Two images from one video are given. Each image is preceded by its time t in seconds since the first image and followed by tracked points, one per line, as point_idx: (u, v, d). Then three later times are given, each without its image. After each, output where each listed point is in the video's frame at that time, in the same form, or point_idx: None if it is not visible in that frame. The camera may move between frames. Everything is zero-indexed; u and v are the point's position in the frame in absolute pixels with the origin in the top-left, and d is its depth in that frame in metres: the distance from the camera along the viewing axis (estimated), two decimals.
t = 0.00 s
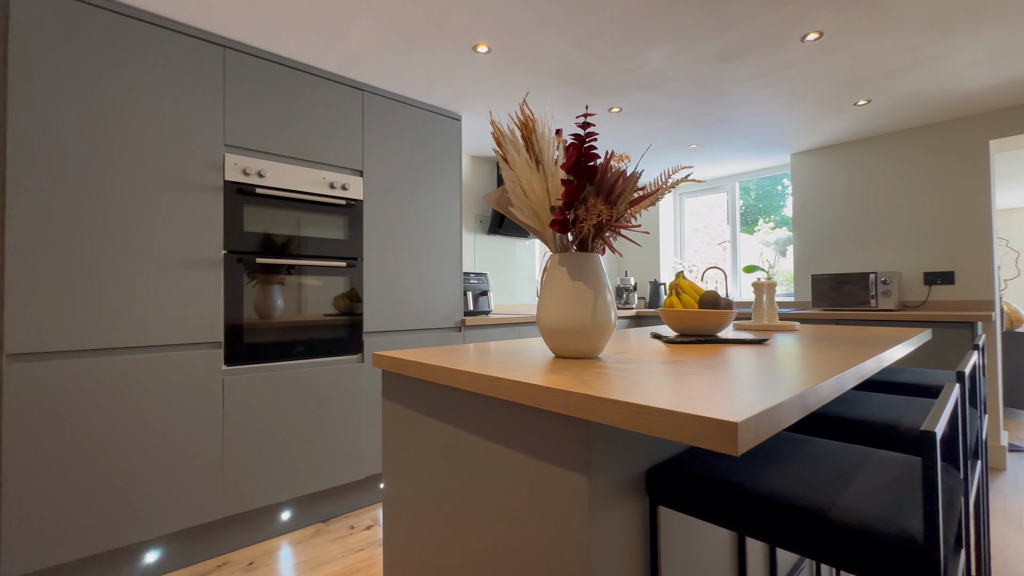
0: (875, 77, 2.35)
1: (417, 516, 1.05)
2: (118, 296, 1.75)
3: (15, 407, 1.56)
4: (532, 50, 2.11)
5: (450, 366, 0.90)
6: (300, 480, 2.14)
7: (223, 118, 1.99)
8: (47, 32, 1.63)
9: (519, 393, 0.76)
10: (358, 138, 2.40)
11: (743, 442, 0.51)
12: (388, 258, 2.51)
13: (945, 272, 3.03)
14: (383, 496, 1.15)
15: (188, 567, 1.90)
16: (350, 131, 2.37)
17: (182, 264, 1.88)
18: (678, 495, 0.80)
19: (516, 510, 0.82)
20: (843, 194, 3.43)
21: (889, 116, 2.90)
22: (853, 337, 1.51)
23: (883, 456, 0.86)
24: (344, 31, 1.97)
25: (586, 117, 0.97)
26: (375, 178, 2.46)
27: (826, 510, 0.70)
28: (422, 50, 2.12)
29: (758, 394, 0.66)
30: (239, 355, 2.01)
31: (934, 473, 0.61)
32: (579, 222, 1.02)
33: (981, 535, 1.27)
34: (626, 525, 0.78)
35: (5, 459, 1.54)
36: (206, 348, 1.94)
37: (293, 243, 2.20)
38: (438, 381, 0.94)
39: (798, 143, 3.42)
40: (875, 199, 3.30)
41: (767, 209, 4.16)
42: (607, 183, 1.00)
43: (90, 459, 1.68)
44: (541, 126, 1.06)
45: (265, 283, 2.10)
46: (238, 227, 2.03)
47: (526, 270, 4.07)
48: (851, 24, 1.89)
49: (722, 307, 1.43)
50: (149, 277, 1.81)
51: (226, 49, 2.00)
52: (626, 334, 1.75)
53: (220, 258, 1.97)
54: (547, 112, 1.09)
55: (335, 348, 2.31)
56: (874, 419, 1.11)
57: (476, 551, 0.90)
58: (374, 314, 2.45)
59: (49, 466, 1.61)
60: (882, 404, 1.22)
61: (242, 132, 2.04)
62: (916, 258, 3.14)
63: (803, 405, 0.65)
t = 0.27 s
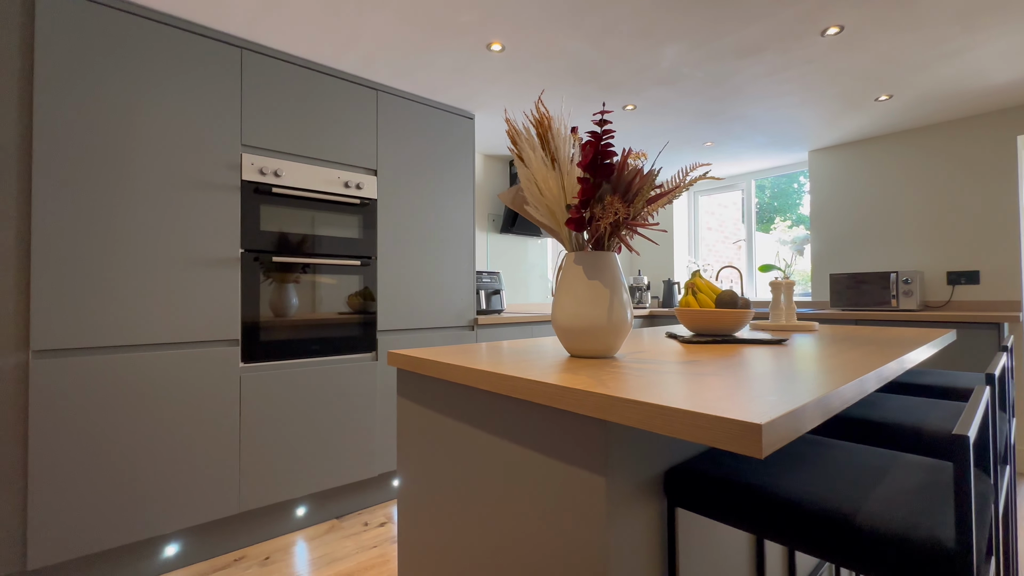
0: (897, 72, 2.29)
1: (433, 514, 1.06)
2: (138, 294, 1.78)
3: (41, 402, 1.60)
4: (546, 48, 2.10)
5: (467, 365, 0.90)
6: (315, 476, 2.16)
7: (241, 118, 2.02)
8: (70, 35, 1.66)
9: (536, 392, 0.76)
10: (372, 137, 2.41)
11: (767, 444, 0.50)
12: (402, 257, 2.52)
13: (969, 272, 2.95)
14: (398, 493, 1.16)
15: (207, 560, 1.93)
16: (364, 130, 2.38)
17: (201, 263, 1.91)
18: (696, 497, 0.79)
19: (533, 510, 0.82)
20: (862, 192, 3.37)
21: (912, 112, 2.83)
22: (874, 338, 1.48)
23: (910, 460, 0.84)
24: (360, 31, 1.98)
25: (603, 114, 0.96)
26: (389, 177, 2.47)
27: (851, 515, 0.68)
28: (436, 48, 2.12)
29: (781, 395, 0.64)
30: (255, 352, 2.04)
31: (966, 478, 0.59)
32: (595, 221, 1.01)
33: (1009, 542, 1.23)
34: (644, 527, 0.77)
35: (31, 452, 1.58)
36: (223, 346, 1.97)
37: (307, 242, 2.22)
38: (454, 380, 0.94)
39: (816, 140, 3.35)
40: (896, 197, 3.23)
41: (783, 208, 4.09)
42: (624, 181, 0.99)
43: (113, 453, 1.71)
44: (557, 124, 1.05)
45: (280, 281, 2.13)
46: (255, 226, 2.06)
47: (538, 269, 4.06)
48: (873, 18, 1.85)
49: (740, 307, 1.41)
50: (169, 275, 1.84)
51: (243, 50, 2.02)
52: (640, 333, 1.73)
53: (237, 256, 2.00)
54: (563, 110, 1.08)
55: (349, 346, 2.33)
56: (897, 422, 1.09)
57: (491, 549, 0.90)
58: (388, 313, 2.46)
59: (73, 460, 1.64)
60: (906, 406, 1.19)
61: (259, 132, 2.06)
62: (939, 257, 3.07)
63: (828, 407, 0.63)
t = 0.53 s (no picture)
0: (917, 67, 2.25)
1: (445, 513, 1.06)
2: (155, 292, 1.81)
3: (62, 398, 1.63)
4: (558, 46, 2.09)
5: (481, 365, 0.90)
6: (327, 474, 2.18)
7: (255, 119, 2.04)
8: (89, 36, 1.69)
9: (551, 392, 0.75)
10: (384, 136, 2.42)
11: (789, 446, 0.49)
12: (413, 256, 2.53)
13: (991, 272, 2.88)
14: (410, 491, 1.16)
15: (221, 555, 1.96)
16: (376, 130, 2.39)
17: (216, 262, 1.94)
18: (713, 499, 0.78)
19: (547, 511, 0.81)
20: (879, 190, 3.31)
21: (932, 108, 2.77)
22: (893, 339, 1.46)
23: (933, 464, 0.82)
24: (372, 30, 1.99)
25: (617, 112, 0.95)
26: (400, 176, 2.48)
27: (873, 518, 0.67)
28: (448, 47, 2.12)
29: (800, 396, 0.63)
30: (268, 350, 2.06)
31: (996, 483, 0.58)
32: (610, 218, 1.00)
33: None
34: (659, 530, 0.77)
35: (51, 447, 1.61)
36: (238, 344, 1.99)
37: (320, 241, 2.24)
38: (468, 379, 0.94)
39: (832, 138, 3.30)
40: (915, 195, 3.17)
41: (797, 206, 4.03)
42: (638, 179, 0.99)
43: (130, 449, 1.74)
44: (570, 123, 1.04)
45: (293, 280, 2.15)
46: (269, 225, 2.08)
47: (549, 268, 4.06)
48: (892, 12, 1.81)
49: (755, 306, 1.39)
50: (185, 274, 1.87)
51: (258, 51, 2.05)
52: (652, 333, 1.72)
53: (251, 255, 2.02)
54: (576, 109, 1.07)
55: (360, 344, 2.34)
56: (919, 426, 1.07)
57: (505, 548, 0.90)
58: (400, 312, 2.47)
59: (92, 454, 1.67)
60: (926, 409, 1.17)
61: (273, 132, 2.08)
62: (959, 256, 3.00)
63: (850, 408, 0.62)
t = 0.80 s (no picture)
0: (934, 63, 2.21)
1: (456, 512, 1.06)
2: (169, 291, 1.83)
3: (79, 394, 1.66)
4: (568, 44, 2.08)
5: (492, 364, 0.90)
6: (337, 472, 2.19)
7: (267, 119, 2.06)
8: (105, 38, 1.71)
9: (563, 391, 0.75)
10: (394, 136, 2.43)
11: (806, 447, 0.48)
12: (423, 255, 2.54)
13: (1010, 271, 2.82)
14: (421, 489, 1.17)
15: (233, 551, 1.98)
16: (386, 129, 2.40)
17: (229, 261, 1.96)
18: (725, 501, 0.77)
19: (559, 510, 0.81)
20: (894, 188, 3.26)
21: (949, 104, 2.71)
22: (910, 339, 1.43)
23: (951, 467, 0.80)
24: (382, 31, 2.00)
25: (629, 109, 0.94)
26: (410, 175, 2.49)
27: (891, 522, 0.66)
28: (457, 46, 2.12)
29: (816, 397, 0.62)
30: (279, 349, 2.07)
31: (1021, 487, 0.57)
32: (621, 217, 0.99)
33: None
34: (672, 531, 0.76)
35: (68, 443, 1.64)
36: (250, 342, 2.01)
37: (330, 241, 2.25)
38: (479, 378, 0.94)
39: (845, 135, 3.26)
40: (931, 193, 3.11)
41: (809, 205, 3.98)
42: (651, 177, 0.98)
43: (144, 446, 1.77)
44: (582, 121, 1.03)
45: (304, 279, 2.16)
46: (280, 225, 2.10)
47: (557, 268, 4.05)
48: (909, 6, 1.78)
49: (769, 306, 1.37)
50: (198, 273, 1.89)
51: (269, 52, 2.06)
52: (663, 332, 1.71)
53: (263, 254, 2.04)
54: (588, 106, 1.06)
55: (370, 343, 2.36)
56: (937, 428, 1.05)
57: (516, 547, 0.89)
58: (409, 310, 2.48)
59: (108, 450, 1.70)
60: (944, 411, 1.15)
61: (284, 132, 2.10)
62: (976, 256, 2.95)
63: (867, 409, 0.61)
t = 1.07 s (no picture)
0: (950, 58, 2.16)
1: (466, 512, 1.06)
2: (181, 291, 1.85)
3: (93, 392, 1.68)
4: (577, 43, 2.07)
5: (502, 365, 0.90)
6: (347, 471, 2.21)
7: (278, 120, 2.07)
8: (118, 41, 1.74)
9: (573, 392, 0.75)
10: (403, 136, 2.44)
11: (822, 451, 0.47)
12: (431, 254, 2.54)
13: None
14: (430, 488, 1.17)
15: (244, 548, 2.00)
16: (395, 130, 2.41)
17: (239, 261, 1.97)
18: (738, 504, 0.76)
19: (569, 512, 0.80)
20: (908, 187, 3.21)
21: (965, 101, 2.67)
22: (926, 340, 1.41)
23: (969, 471, 0.79)
24: (391, 31, 2.01)
25: (640, 108, 0.93)
26: (418, 175, 2.50)
27: (908, 526, 0.64)
28: (466, 46, 2.12)
29: (830, 399, 0.61)
30: (289, 348, 2.09)
31: None
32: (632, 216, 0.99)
33: None
34: (684, 533, 0.75)
35: (82, 440, 1.66)
36: (260, 342, 2.02)
37: (339, 240, 2.26)
38: (489, 378, 0.94)
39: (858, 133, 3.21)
40: (946, 191, 3.06)
41: (820, 204, 3.93)
42: (662, 176, 0.97)
43: (157, 443, 1.79)
44: (591, 121, 1.03)
45: (313, 279, 2.17)
46: (290, 225, 2.11)
47: (565, 267, 4.04)
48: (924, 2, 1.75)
49: (781, 307, 1.36)
50: (209, 273, 1.91)
51: (280, 53, 2.08)
52: (672, 332, 1.69)
53: (274, 254, 2.06)
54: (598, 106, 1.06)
55: (379, 343, 2.37)
56: (954, 431, 1.03)
57: (526, 547, 0.89)
58: (418, 310, 2.49)
59: (122, 448, 1.72)
60: (961, 413, 1.13)
61: (295, 133, 2.11)
62: (993, 255, 2.89)
63: (883, 411, 0.60)
